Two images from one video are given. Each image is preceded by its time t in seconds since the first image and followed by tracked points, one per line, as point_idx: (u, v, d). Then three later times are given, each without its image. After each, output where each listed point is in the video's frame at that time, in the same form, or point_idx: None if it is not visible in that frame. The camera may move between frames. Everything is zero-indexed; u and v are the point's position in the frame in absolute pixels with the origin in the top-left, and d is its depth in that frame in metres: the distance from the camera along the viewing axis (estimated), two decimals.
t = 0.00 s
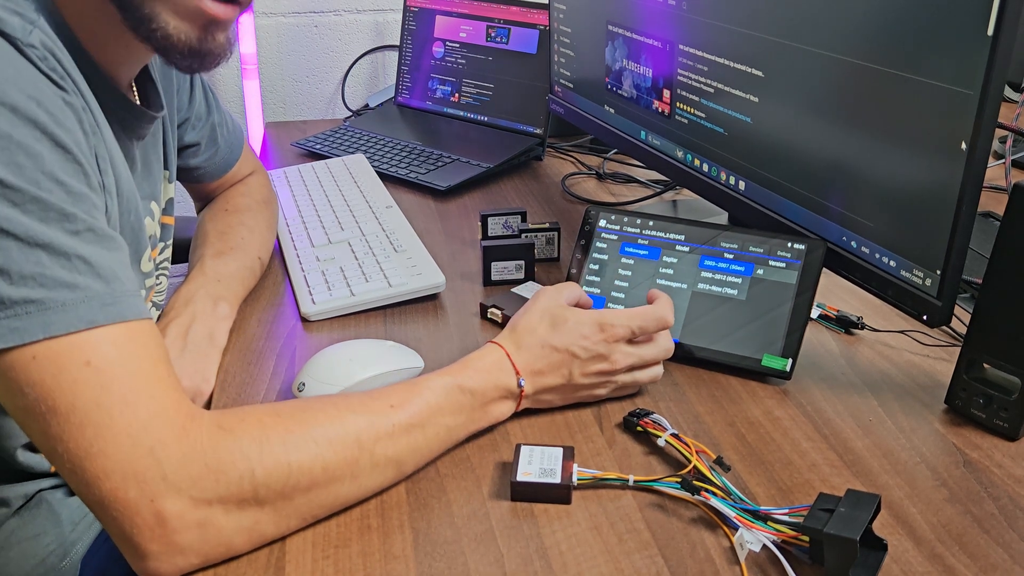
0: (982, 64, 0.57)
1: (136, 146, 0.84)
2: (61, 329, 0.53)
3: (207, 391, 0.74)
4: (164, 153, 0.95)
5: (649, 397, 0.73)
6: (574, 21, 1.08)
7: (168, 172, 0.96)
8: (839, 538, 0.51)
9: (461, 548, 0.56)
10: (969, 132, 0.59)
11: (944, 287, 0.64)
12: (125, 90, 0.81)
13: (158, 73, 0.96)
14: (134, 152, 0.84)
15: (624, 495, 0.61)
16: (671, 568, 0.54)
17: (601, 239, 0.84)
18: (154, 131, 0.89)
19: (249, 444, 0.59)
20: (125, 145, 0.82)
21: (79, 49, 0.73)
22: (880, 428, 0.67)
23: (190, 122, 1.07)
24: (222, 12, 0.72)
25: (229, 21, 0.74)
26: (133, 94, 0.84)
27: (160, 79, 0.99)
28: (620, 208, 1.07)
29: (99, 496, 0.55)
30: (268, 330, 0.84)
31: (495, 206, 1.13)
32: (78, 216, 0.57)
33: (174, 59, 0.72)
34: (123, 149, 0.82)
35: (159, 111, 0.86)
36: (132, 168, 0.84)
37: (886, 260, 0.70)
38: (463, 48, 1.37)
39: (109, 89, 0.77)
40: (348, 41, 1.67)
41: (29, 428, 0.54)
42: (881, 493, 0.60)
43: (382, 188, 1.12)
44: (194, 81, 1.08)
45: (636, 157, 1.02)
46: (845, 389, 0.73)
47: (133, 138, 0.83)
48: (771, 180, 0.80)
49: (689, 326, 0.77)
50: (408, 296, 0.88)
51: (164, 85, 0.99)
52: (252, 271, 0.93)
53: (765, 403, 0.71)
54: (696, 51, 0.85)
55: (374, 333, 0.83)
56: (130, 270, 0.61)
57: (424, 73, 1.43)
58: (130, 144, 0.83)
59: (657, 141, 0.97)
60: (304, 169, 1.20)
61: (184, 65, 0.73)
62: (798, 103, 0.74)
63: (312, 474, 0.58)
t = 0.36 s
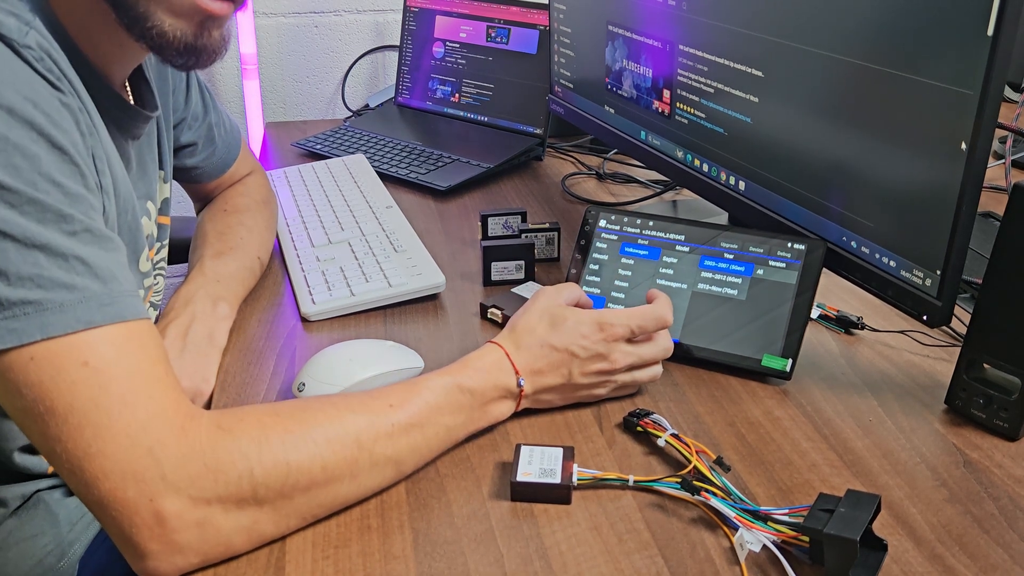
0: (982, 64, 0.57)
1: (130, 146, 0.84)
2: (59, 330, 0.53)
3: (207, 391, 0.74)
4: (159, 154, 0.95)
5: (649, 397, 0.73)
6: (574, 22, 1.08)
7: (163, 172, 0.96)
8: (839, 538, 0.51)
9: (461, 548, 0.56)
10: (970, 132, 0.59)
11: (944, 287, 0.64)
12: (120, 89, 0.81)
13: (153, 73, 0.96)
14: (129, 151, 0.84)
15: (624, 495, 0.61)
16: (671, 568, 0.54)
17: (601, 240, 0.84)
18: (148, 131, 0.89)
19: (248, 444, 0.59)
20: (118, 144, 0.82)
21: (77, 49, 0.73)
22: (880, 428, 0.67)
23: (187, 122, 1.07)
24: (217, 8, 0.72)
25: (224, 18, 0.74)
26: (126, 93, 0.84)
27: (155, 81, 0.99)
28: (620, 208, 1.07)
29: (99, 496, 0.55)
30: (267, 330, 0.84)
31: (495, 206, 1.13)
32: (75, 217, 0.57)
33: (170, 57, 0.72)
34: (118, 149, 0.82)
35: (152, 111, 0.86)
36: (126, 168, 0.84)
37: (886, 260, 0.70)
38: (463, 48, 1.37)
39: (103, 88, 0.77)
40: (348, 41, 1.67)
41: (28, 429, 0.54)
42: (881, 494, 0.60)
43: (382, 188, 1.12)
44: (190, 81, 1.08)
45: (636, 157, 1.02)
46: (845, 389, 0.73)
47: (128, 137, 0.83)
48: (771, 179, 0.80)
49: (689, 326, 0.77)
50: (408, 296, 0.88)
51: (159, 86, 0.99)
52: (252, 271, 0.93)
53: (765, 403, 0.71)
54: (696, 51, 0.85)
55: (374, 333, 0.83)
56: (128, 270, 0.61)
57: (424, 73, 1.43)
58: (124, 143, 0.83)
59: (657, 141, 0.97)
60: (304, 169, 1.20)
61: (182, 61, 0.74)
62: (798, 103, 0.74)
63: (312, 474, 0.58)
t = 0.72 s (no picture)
0: (982, 64, 0.57)
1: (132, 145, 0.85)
2: (59, 329, 0.53)
3: (207, 390, 0.74)
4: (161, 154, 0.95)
5: (649, 397, 0.73)
6: (574, 22, 1.08)
7: (164, 171, 0.96)
8: (839, 538, 0.51)
9: (461, 548, 0.56)
10: (970, 132, 0.59)
11: (944, 287, 0.64)
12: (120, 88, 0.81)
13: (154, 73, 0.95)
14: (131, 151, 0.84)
15: (624, 495, 0.61)
16: (671, 568, 0.54)
17: (601, 240, 0.84)
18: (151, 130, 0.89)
19: (248, 444, 0.59)
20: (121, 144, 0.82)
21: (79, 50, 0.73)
22: (880, 428, 0.67)
23: (187, 121, 1.07)
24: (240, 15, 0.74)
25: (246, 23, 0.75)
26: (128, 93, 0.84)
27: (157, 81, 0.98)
28: (620, 208, 1.07)
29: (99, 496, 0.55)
30: (267, 330, 0.84)
31: (495, 206, 1.13)
32: (76, 216, 0.57)
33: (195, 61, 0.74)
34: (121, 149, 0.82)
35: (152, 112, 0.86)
36: (128, 167, 0.84)
37: (886, 260, 0.70)
38: (463, 48, 1.37)
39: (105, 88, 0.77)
40: (348, 41, 1.67)
41: (29, 429, 0.54)
42: (881, 494, 0.60)
43: (382, 188, 1.12)
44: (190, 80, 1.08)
45: (636, 157, 1.02)
46: (845, 389, 0.73)
47: (129, 137, 0.83)
48: (771, 179, 0.80)
49: (689, 326, 0.77)
50: (408, 296, 0.88)
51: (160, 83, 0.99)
52: (252, 271, 0.93)
53: (765, 403, 0.71)
54: (696, 51, 0.85)
55: (374, 333, 0.83)
56: (129, 268, 0.61)
57: (424, 73, 1.43)
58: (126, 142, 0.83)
59: (656, 141, 0.97)
60: (304, 170, 1.20)
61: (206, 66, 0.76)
62: (798, 102, 0.74)
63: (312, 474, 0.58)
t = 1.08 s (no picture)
0: (983, 64, 0.57)
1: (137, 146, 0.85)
2: (58, 329, 0.53)
3: (207, 391, 0.74)
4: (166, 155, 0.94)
5: (649, 397, 0.73)
6: (574, 22, 1.08)
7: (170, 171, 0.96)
8: (839, 538, 0.51)
9: (461, 548, 0.56)
10: (970, 132, 0.59)
11: (944, 287, 0.64)
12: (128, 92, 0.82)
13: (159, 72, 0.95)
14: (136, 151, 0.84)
15: (624, 495, 0.61)
16: (671, 568, 0.54)
17: (601, 239, 0.83)
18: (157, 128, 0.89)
19: (245, 445, 0.59)
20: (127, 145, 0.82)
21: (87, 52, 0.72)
22: (880, 428, 0.67)
23: (191, 122, 1.07)
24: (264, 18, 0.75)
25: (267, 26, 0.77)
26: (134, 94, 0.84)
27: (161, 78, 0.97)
28: (620, 208, 1.07)
29: (100, 497, 0.55)
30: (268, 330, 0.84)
31: (496, 206, 1.13)
32: (75, 215, 0.57)
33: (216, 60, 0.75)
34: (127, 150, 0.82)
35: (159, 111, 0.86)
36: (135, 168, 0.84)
37: (886, 260, 0.70)
38: (463, 48, 1.37)
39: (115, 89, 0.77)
40: (348, 41, 1.67)
41: (30, 430, 0.54)
42: (881, 494, 0.60)
43: (382, 188, 1.12)
44: (193, 80, 1.08)
45: (636, 157, 1.02)
46: (845, 389, 0.73)
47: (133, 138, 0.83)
48: (771, 180, 0.80)
49: (690, 326, 0.77)
50: (408, 296, 0.88)
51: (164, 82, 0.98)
52: (252, 271, 0.93)
53: (765, 403, 0.71)
54: (696, 51, 0.85)
55: (374, 333, 0.83)
56: (130, 267, 0.61)
57: (424, 73, 1.43)
58: (133, 144, 0.83)
59: (657, 141, 0.97)
60: (304, 169, 1.20)
61: (227, 66, 0.77)
62: (798, 102, 0.74)
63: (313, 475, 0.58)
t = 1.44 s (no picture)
0: (982, 64, 0.57)
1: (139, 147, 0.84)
2: (65, 329, 0.53)
3: (207, 391, 0.74)
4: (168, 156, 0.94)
5: (649, 397, 0.73)
6: (574, 22, 1.08)
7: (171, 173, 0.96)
8: (840, 538, 0.51)
9: (461, 548, 0.56)
10: (970, 132, 0.59)
11: (944, 287, 0.64)
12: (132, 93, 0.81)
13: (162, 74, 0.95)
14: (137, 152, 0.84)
15: (624, 495, 0.61)
16: (671, 568, 0.54)
17: (601, 239, 0.83)
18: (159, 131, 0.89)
19: (252, 446, 0.59)
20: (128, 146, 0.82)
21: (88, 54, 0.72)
22: (880, 428, 0.67)
23: (193, 124, 1.07)
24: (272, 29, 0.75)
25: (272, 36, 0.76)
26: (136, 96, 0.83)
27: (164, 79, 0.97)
28: (620, 208, 1.07)
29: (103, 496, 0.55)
30: (269, 331, 0.84)
31: (496, 206, 1.13)
32: (83, 216, 0.57)
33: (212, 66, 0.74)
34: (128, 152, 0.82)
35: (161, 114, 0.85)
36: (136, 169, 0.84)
37: (886, 260, 0.70)
38: (463, 48, 1.37)
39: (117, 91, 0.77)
40: (348, 41, 1.67)
41: (32, 429, 0.54)
42: (881, 494, 0.60)
43: (382, 188, 1.12)
44: (195, 81, 1.08)
45: (636, 157, 1.02)
46: (845, 389, 0.73)
47: (135, 139, 0.83)
48: (771, 180, 0.80)
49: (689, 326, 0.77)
50: (408, 296, 0.88)
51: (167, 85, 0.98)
52: (253, 271, 0.93)
53: (765, 403, 0.71)
54: (696, 51, 0.85)
55: (375, 333, 0.83)
56: (133, 268, 0.61)
57: (424, 73, 1.43)
58: (134, 145, 0.83)
59: (657, 141, 0.97)
60: (304, 170, 1.20)
61: (223, 71, 0.76)
62: (798, 103, 0.74)
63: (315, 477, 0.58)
